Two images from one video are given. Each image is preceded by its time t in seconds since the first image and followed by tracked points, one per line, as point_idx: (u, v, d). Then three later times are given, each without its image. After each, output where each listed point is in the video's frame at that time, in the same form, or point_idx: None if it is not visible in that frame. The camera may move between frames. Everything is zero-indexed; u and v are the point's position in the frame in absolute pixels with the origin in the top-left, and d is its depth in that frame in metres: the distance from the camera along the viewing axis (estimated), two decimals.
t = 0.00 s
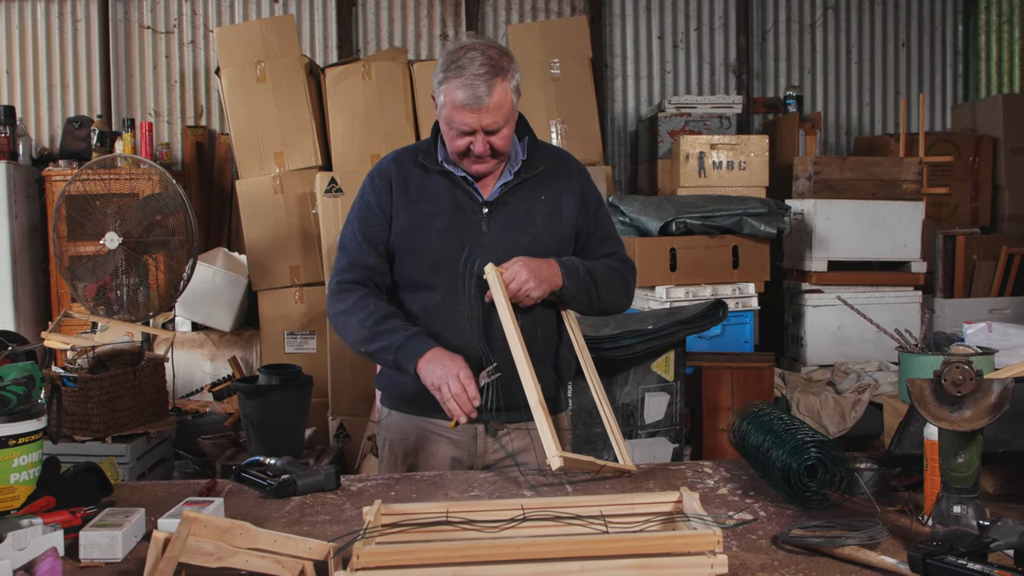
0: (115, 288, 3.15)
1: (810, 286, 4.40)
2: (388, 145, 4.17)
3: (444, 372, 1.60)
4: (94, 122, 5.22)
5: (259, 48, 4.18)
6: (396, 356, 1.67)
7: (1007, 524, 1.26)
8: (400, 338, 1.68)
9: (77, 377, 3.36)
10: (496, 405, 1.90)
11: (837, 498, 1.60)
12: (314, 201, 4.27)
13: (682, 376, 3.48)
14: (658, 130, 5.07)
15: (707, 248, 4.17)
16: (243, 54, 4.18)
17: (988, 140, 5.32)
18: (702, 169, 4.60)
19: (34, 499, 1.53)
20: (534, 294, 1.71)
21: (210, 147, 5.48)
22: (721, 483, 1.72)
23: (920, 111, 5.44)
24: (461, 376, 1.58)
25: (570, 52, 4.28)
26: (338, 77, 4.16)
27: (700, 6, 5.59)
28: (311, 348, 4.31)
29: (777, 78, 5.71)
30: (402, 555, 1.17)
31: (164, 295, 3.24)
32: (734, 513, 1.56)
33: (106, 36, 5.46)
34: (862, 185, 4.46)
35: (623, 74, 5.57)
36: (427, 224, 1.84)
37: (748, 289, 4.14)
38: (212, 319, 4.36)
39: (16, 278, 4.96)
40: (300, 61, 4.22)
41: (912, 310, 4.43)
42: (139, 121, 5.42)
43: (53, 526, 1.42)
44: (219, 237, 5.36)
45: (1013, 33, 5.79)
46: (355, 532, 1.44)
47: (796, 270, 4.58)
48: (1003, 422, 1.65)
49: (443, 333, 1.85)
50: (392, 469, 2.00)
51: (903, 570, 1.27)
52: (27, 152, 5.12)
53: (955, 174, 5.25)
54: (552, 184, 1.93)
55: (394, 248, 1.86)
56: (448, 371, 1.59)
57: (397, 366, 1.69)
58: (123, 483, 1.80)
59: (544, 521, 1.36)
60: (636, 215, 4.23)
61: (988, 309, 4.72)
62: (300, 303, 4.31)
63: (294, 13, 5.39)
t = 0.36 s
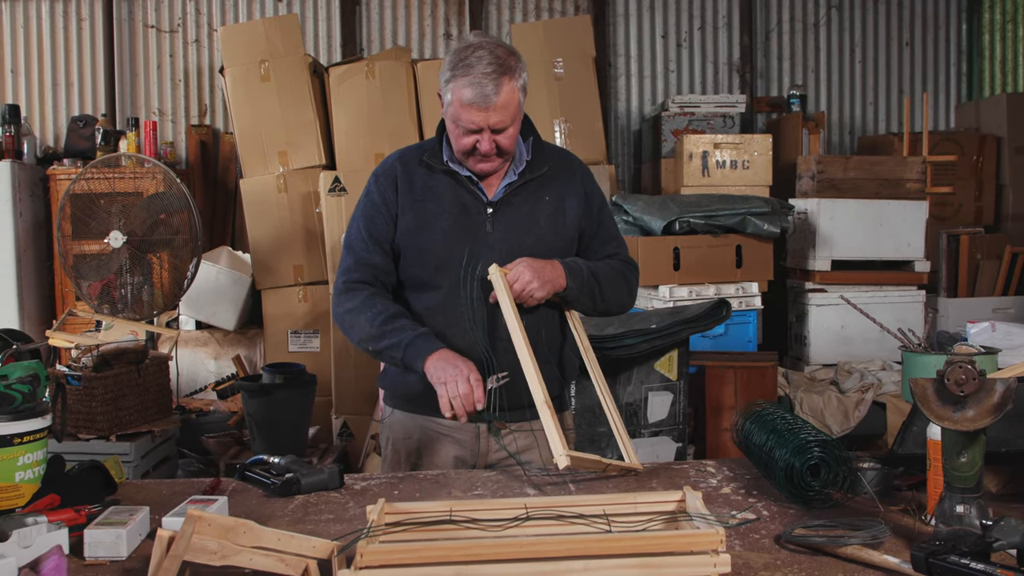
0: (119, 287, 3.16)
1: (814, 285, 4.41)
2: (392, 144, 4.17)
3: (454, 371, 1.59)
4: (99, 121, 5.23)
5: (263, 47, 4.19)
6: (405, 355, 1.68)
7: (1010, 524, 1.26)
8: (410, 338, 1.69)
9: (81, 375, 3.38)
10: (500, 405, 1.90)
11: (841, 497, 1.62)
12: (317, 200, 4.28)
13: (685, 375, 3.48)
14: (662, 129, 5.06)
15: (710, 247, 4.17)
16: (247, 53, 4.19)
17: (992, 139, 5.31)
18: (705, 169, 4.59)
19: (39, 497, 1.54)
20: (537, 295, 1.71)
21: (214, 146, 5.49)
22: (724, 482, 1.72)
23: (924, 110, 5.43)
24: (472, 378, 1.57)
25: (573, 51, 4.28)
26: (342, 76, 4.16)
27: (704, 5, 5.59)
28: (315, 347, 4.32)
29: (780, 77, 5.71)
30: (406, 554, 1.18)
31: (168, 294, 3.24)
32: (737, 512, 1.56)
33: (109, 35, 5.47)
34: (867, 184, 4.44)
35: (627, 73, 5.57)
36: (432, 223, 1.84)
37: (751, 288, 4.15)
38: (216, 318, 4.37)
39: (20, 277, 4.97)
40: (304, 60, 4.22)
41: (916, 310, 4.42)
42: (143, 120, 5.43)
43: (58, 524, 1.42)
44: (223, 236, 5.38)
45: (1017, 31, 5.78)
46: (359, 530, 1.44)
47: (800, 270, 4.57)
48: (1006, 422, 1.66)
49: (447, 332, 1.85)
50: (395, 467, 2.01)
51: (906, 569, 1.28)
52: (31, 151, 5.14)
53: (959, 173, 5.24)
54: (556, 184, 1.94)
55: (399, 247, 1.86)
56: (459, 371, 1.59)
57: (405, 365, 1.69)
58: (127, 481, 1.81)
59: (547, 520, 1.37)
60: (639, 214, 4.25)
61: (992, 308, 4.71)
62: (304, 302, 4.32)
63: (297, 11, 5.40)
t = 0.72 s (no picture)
0: (123, 286, 3.16)
1: (817, 284, 4.40)
2: (395, 143, 4.18)
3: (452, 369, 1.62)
4: (102, 120, 5.24)
5: (267, 46, 4.20)
6: (404, 362, 1.69)
7: (1014, 522, 1.25)
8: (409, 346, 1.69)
9: (85, 374, 3.37)
10: (503, 404, 1.91)
11: (844, 496, 1.60)
12: (321, 199, 4.28)
13: (689, 374, 3.48)
14: (666, 128, 5.06)
15: (714, 246, 4.17)
16: (251, 53, 4.20)
17: (996, 138, 5.31)
18: (709, 168, 4.59)
19: (43, 495, 1.54)
20: (541, 292, 1.72)
21: (217, 144, 5.50)
22: (728, 480, 1.73)
23: (927, 109, 5.42)
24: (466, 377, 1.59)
25: (577, 50, 4.29)
26: (345, 75, 4.16)
27: (707, 4, 5.59)
28: (318, 346, 4.32)
29: (784, 76, 5.70)
30: (411, 551, 1.19)
31: (171, 294, 3.24)
32: (741, 510, 1.57)
33: (113, 35, 5.48)
34: (872, 183, 4.52)
35: (630, 72, 5.57)
36: (435, 221, 1.84)
37: (755, 287, 4.15)
38: (219, 317, 4.38)
39: (24, 276, 4.98)
40: (308, 59, 4.23)
41: (919, 309, 4.42)
42: (147, 119, 5.44)
43: (62, 522, 1.43)
44: (226, 235, 5.39)
45: (1020, 30, 5.78)
46: (363, 528, 1.45)
47: (803, 268, 4.57)
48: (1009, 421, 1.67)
49: (451, 330, 1.86)
50: (398, 465, 2.01)
51: (910, 567, 1.28)
52: (35, 151, 5.15)
53: (963, 172, 5.22)
54: (560, 183, 1.94)
55: (402, 246, 1.86)
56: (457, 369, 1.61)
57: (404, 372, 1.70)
58: (131, 479, 1.81)
59: (552, 518, 1.37)
60: (643, 213, 4.25)
61: (996, 308, 4.71)
62: (307, 301, 4.33)
63: (301, 11, 5.41)
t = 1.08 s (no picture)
0: (125, 286, 3.17)
1: (819, 284, 4.41)
2: (396, 143, 4.18)
3: (444, 354, 1.63)
4: (104, 120, 5.25)
5: (268, 46, 4.20)
6: (388, 341, 1.70)
7: (1017, 521, 1.27)
8: (396, 323, 1.71)
9: (86, 374, 3.38)
10: (508, 402, 1.91)
11: (847, 495, 1.60)
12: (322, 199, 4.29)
13: (690, 373, 3.48)
14: (667, 128, 5.06)
15: (715, 245, 4.17)
16: (252, 53, 4.20)
17: (997, 138, 5.31)
18: (710, 167, 4.59)
19: (46, 495, 1.55)
20: (558, 285, 1.72)
21: (219, 145, 5.50)
22: (731, 480, 1.73)
23: (928, 108, 5.42)
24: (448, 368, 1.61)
25: (579, 50, 4.29)
26: (346, 75, 4.16)
27: (709, 4, 5.59)
28: (320, 346, 4.32)
29: (785, 75, 5.70)
30: (413, 551, 1.19)
31: (173, 293, 3.26)
32: (744, 510, 1.57)
33: (115, 35, 5.49)
34: (873, 183, 4.52)
35: (631, 72, 5.57)
36: (437, 218, 1.84)
37: (757, 286, 4.17)
38: (221, 317, 4.40)
39: (26, 276, 4.98)
40: (309, 59, 4.24)
41: (921, 308, 4.41)
42: (148, 119, 5.44)
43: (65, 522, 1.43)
44: (228, 235, 5.39)
45: (1021, 30, 5.77)
46: (366, 528, 1.45)
47: (805, 268, 4.57)
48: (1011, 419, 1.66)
49: (454, 326, 1.86)
50: (402, 466, 2.01)
51: (912, 566, 1.28)
52: (36, 151, 5.15)
53: (964, 172, 5.22)
54: (561, 179, 1.94)
55: (403, 244, 1.86)
56: (447, 355, 1.63)
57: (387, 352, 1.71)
58: (134, 479, 1.81)
59: (554, 518, 1.37)
60: (644, 213, 4.25)
61: (997, 307, 4.71)
62: (309, 301, 4.33)
63: (303, 11, 5.41)
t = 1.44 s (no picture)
0: (125, 288, 3.17)
1: (820, 285, 4.41)
2: (397, 144, 4.18)
3: (425, 385, 1.57)
4: (104, 122, 5.25)
5: (269, 48, 4.20)
6: (382, 357, 1.67)
7: (1021, 523, 1.28)
8: (385, 340, 1.68)
9: (87, 376, 3.37)
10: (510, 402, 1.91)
11: (848, 497, 1.60)
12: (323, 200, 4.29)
13: (691, 375, 3.48)
14: (667, 130, 5.06)
15: (716, 247, 4.17)
16: (252, 55, 4.20)
17: (997, 140, 5.30)
18: (711, 169, 4.59)
19: (47, 496, 1.54)
20: (559, 283, 1.72)
21: (219, 146, 5.51)
22: (732, 482, 1.72)
23: (928, 110, 5.42)
24: (435, 396, 1.55)
25: (579, 52, 4.29)
26: (347, 76, 4.16)
27: (709, 6, 5.59)
28: (320, 347, 4.32)
29: (785, 77, 5.70)
30: (413, 554, 1.18)
31: (174, 294, 3.26)
32: (745, 512, 1.56)
33: (115, 36, 5.49)
34: (873, 184, 4.51)
35: (632, 74, 5.58)
36: (440, 217, 1.84)
37: (757, 288, 4.14)
38: (222, 318, 4.39)
39: (26, 277, 4.98)
40: (309, 60, 4.24)
41: (922, 310, 4.41)
42: (149, 121, 5.44)
43: (66, 524, 1.42)
44: (228, 237, 5.39)
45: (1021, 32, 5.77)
46: (368, 530, 1.45)
47: (805, 270, 4.58)
48: (1013, 422, 1.66)
49: (457, 325, 1.85)
50: (403, 468, 2.02)
51: (914, 567, 1.27)
52: (37, 152, 5.15)
53: (965, 173, 5.22)
54: (563, 179, 1.95)
55: (406, 243, 1.86)
56: (427, 386, 1.56)
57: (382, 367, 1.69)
58: (134, 481, 1.81)
59: (556, 520, 1.37)
60: (645, 215, 4.25)
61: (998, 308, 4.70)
62: (309, 302, 4.33)
63: (303, 12, 5.42)
